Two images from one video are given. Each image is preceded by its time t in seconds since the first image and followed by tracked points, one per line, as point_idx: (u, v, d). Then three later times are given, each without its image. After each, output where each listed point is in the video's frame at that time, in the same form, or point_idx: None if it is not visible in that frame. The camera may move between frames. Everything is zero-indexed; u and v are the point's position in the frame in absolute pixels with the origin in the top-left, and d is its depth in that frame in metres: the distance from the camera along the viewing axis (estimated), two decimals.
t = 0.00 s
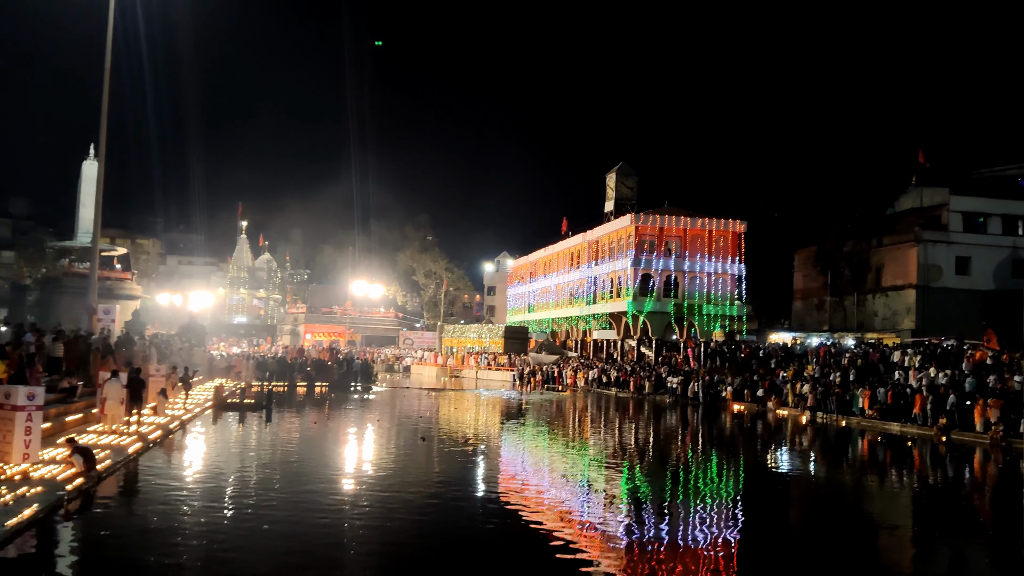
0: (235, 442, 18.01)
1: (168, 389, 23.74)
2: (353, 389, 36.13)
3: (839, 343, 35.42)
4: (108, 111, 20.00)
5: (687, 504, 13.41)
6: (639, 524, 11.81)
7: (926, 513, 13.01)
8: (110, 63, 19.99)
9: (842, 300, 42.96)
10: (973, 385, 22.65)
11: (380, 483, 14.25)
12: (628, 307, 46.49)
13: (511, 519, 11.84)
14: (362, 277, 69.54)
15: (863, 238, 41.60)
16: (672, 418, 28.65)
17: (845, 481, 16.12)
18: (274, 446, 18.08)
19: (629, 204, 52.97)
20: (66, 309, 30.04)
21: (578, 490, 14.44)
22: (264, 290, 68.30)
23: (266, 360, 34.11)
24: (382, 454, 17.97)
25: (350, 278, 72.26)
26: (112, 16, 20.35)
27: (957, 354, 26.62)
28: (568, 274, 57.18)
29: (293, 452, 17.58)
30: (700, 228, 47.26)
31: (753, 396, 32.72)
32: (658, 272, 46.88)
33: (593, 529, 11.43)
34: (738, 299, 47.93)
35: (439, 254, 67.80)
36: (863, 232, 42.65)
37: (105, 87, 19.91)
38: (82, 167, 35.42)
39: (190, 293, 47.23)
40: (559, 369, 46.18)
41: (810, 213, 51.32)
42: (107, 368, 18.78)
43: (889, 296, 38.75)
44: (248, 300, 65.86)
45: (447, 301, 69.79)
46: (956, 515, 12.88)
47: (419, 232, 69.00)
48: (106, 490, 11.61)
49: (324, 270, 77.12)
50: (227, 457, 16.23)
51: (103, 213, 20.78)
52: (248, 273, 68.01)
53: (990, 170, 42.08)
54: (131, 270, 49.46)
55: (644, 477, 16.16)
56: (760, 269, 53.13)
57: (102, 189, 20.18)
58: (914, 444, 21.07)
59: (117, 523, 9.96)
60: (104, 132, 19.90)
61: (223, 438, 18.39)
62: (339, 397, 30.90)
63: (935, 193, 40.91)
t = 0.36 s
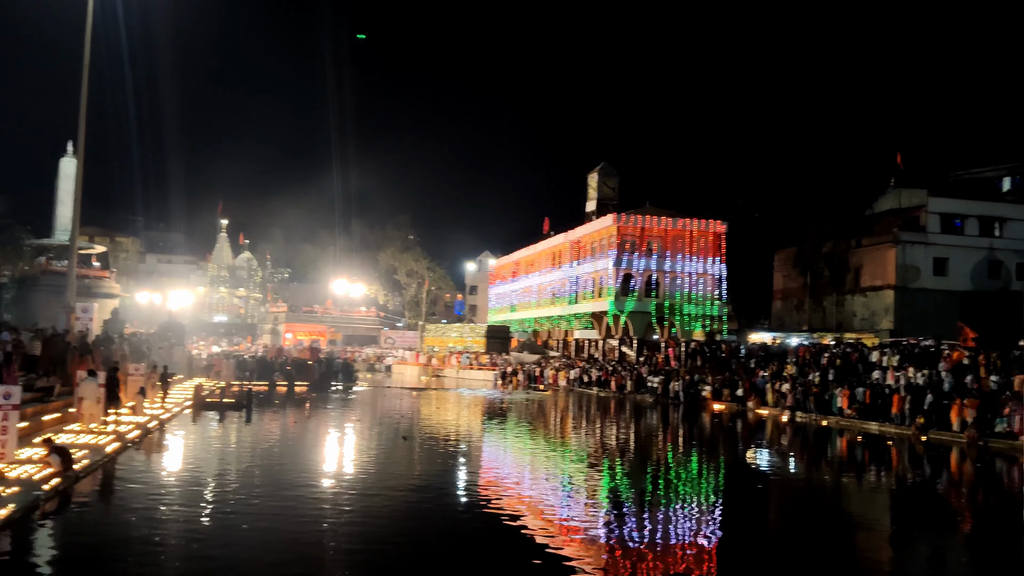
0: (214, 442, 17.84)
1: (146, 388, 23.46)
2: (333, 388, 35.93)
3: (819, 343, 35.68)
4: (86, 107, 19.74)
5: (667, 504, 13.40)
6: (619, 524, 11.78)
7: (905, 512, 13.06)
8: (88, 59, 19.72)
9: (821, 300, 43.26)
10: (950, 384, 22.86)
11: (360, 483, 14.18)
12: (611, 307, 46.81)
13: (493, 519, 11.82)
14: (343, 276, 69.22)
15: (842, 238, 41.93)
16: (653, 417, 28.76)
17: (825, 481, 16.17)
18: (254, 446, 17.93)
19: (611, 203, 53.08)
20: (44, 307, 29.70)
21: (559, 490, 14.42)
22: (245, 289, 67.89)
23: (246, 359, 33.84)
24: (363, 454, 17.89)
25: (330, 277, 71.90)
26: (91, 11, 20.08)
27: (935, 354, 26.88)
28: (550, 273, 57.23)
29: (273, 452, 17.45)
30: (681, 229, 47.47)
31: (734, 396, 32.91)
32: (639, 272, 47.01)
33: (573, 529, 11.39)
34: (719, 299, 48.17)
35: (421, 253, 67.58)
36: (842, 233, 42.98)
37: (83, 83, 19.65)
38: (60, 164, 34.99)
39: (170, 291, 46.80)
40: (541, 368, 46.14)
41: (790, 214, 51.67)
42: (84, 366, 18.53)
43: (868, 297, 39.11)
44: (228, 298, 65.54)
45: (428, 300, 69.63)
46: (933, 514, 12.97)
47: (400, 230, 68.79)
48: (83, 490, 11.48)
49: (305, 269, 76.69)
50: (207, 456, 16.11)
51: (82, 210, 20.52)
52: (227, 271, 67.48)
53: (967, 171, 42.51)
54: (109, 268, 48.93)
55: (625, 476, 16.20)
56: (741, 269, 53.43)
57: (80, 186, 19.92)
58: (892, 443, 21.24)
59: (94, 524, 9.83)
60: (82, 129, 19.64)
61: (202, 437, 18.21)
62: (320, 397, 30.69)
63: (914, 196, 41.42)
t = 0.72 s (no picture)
0: (192, 442, 17.67)
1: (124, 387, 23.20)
2: (313, 387, 35.72)
3: (798, 343, 35.96)
4: (64, 103, 19.48)
5: (647, 503, 13.40)
6: (599, 524, 11.77)
7: (882, 511, 13.15)
8: (67, 55, 19.49)
9: (800, 300, 43.59)
10: (927, 384, 23.11)
11: (341, 483, 14.14)
12: (590, 307, 46.80)
13: (473, 518, 11.81)
14: (323, 275, 68.88)
15: (820, 239, 42.27)
16: (634, 417, 28.90)
17: (804, 480, 16.23)
18: (233, 446, 17.80)
19: (592, 203, 53.20)
20: (21, 306, 29.34)
21: (539, 490, 14.42)
22: (224, 287, 67.36)
23: (225, 359, 33.60)
24: (343, 455, 17.79)
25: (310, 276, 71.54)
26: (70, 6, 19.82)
27: (912, 353, 27.14)
28: (531, 273, 57.26)
29: (253, 452, 17.32)
30: (662, 229, 47.68)
31: (713, 395, 33.11)
32: (620, 271, 47.11)
33: (555, 528, 11.40)
34: (699, 298, 48.45)
35: (402, 252, 67.37)
36: (821, 234, 43.35)
37: (61, 79, 19.39)
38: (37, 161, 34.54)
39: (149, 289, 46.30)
40: (522, 368, 46.12)
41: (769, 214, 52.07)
42: (60, 365, 18.28)
43: (846, 297, 39.49)
44: (207, 297, 65.02)
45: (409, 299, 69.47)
46: (908, 512, 13.11)
47: (381, 229, 68.57)
48: (60, 491, 11.33)
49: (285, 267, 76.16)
50: (186, 456, 15.98)
51: (60, 208, 20.23)
52: (207, 270, 66.93)
53: (944, 172, 42.88)
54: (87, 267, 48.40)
55: (605, 475, 16.25)
56: (721, 269, 53.76)
57: (58, 183, 19.65)
58: (870, 442, 21.43)
59: (68, 524, 9.71)
60: (60, 126, 19.39)
61: (181, 437, 18.01)
62: (299, 397, 30.46)
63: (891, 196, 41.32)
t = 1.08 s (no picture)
0: (166, 444, 17.49)
1: (97, 388, 23.02)
2: (289, 389, 35.44)
3: (772, 344, 36.27)
4: (35, 102, 19.16)
5: (624, 503, 13.48)
6: (576, 524, 11.83)
7: (855, 510, 13.33)
8: (39, 52, 19.18)
9: (774, 302, 43.98)
10: (899, 385, 23.38)
11: (317, 486, 14.04)
12: (567, 308, 46.80)
13: (451, 519, 11.82)
14: (299, 276, 68.41)
15: (794, 241, 42.69)
16: (610, 418, 29.00)
17: (778, 480, 16.40)
18: (208, 449, 17.66)
19: (568, 205, 53.32)
20: None
21: (517, 490, 14.44)
22: (199, 288, 66.82)
23: (200, 361, 33.27)
24: (319, 457, 17.67)
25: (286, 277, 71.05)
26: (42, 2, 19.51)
27: (884, 354, 27.49)
28: (508, 274, 57.27)
29: (227, 454, 17.15)
30: (638, 231, 47.91)
31: (688, 396, 33.37)
32: (596, 273, 47.22)
33: (532, 528, 11.45)
34: (675, 300, 48.76)
35: (378, 253, 67.32)
36: (795, 236, 43.80)
37: (32, 78, 19.10)
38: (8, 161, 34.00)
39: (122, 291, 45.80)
40: (499, 370, 46.10)
41: (744, 217, 52.52)
42: (31, 367, 17.99)
43: (819, 299, 39.90)
44: (182, 298, 64.46)
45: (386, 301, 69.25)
46: (881, 512, 13.30)
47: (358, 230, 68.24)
48: (31, 495, 11.15)
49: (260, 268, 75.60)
50: (161, 459, 15.83)
51: (30, 208, 19.88)
52: (181, 271, 66.23)
53: (915, 176, 43.27)
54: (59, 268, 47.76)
55: (582, 476, 16.32)
56: (696, 271, 54.12)
57: (30, 182, 19.34)
58: (843, 443, 21.68)
59: (40, 529, 9.59)
60: (32, 124, 19.09)
61: (155, 440, 17.81)
62: (274, 399, 30.22)
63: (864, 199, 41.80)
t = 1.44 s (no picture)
0: (137, 449, 17.27)
1: (66, 393, 22.61)
2: (261, 393, 35.09)
3: (744, 345, 36.59)
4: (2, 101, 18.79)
5: (597, 505, 13.55)
6: (550, 526, 11.88)
7: (825, 510, 13.53)
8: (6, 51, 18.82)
9: (745, 304, 44.38)
10: (868, 386, 23.71)
11: (290, 490, 13.97)
12: (541, 310, 47.05)
13: (426, 523, 11.81)
14: (271, 278, 67.80)
15: (765, 244, 43.15)
16: (584, 420, 29.08)
17: (749, 481, 16.58)
18: (180, 453, 17.44)
19: (542, 208, 53.40)
20: None
21: (491, 493, 14.45)
22: (169, 291, 66.02)
23: (170, 365, 32.87)
24: (292, 461, 17.54)
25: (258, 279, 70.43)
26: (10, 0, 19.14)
27: (853, 355, 27.87)
28: (482, 277, 57.24)
29: (199, 460, 16.97)
30: (611, 233, 48.11)
31: (661, 398, 33.58)
32: (570, 276, 47.29)
33: (505, 531, 11.48)
34: (647, 302, 49.06)
35: (352, 256, 67.52)
36: (765, 239, 44.28)
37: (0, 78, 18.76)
38: None
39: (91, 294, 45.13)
40: (473, 373, 46.00)
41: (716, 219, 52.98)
42: None
43: (790, 301, 40.36)
44: (152, 301, 63.58)
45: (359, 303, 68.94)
46: (851, 511, 13.50)
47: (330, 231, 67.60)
48: None
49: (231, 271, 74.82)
50: (131, 464, 15.61)
51: None
52: (151, 273, 65.42)
53: (884, 179, 44.02)
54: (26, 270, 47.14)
55: (556, 478, 16.36)
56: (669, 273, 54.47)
57: None
58: (814, 443, 21.94)
59: (7, 537, 9.46)
60: None
61: (125, 445, 17.57)
62: (246, 403, 29.91)
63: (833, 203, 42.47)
